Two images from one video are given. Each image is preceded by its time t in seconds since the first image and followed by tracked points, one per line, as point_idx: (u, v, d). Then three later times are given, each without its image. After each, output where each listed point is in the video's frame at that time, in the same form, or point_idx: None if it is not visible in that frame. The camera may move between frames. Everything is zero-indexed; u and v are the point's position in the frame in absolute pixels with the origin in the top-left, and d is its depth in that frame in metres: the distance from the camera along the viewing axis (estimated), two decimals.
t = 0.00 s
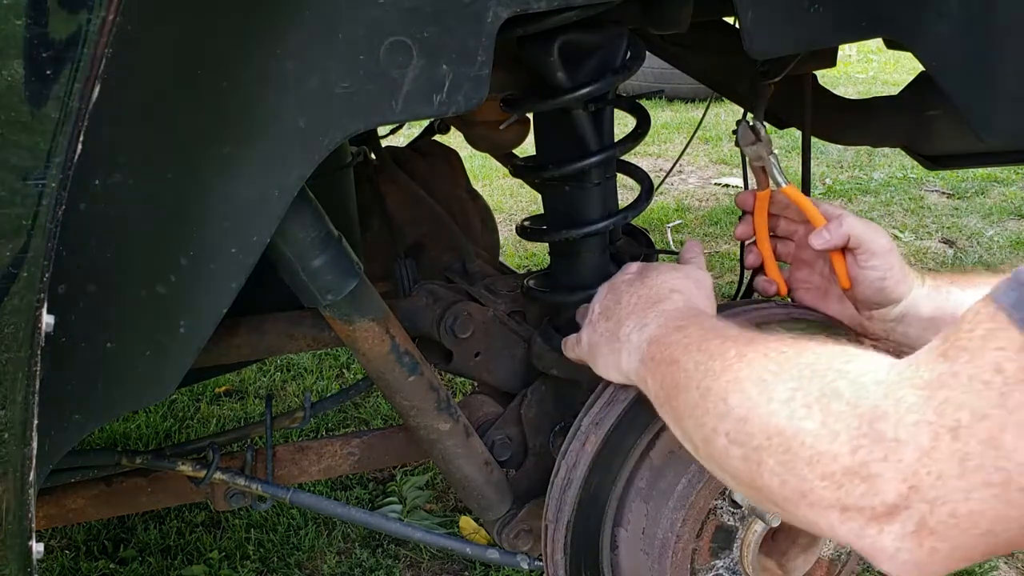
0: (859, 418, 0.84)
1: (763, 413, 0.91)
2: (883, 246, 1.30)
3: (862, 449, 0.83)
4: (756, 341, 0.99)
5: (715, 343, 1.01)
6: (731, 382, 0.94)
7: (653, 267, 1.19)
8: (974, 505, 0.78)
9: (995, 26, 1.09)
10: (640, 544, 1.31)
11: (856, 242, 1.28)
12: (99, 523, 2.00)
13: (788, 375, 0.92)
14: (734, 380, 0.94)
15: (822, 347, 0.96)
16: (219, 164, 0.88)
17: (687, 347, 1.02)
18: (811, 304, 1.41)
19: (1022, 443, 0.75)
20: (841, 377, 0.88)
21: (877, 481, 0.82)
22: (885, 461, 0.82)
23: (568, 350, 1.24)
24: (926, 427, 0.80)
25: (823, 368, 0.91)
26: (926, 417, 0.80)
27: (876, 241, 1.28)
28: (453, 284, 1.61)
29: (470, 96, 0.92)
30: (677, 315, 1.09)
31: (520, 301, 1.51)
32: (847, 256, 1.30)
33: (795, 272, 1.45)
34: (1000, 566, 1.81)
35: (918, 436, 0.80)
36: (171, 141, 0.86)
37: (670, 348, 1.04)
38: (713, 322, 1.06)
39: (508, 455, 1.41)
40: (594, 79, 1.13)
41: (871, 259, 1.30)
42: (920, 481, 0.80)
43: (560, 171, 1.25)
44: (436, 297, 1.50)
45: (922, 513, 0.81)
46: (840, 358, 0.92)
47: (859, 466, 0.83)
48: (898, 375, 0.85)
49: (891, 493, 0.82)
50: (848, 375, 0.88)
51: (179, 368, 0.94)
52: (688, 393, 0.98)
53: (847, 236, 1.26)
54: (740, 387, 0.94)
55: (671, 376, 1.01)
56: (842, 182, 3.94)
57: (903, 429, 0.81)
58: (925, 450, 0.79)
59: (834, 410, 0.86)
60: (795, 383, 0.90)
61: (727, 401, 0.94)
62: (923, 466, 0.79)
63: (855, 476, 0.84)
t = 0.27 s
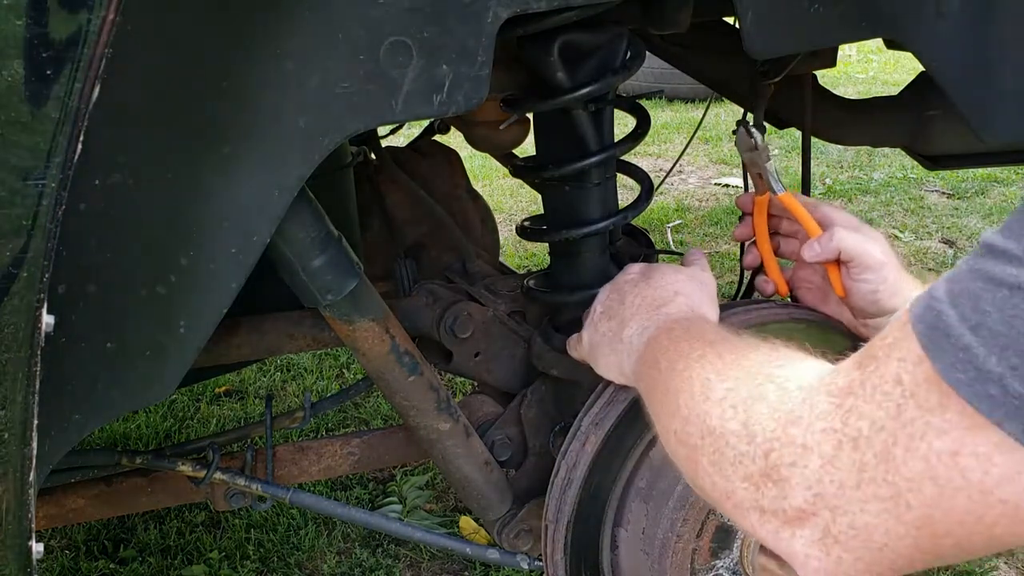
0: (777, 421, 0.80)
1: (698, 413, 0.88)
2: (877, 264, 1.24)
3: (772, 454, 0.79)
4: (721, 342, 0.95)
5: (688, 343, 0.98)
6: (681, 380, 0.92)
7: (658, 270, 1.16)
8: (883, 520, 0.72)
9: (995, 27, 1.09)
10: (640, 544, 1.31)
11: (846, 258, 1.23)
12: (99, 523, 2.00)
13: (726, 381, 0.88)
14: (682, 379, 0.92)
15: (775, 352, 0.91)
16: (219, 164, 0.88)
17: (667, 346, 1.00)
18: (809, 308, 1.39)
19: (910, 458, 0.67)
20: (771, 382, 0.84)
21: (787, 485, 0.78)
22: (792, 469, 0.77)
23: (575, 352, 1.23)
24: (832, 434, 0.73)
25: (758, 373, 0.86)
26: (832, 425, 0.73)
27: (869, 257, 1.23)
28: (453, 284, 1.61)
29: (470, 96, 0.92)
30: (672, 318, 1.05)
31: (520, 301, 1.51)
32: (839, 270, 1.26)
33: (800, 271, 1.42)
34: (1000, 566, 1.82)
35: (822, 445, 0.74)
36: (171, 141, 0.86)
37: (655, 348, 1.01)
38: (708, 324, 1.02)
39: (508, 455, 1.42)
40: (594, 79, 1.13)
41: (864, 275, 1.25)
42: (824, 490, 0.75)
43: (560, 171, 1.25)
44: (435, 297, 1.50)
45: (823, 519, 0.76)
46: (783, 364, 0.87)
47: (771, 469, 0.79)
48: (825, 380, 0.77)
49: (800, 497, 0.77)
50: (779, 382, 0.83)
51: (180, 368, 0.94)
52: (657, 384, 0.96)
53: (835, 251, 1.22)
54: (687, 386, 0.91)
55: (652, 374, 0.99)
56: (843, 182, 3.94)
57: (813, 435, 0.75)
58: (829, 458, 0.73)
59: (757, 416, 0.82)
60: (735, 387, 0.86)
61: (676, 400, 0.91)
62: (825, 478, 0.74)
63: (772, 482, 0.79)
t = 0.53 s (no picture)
0: (787, 445, 0.80)
1: (707, 430, 0.89)
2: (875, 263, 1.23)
3: (782, 480, 0.80)
4: (730, 356, 0.96)
5: (694, 354, 0.98)
6: (689, 397, 0.93)
7: (659, 269, 1.15)
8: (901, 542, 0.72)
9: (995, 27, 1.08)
10: (640, 544, 1.31)
11: (844, 260, 1.22)
12: (99, 524, 2.00)
13: (735, 399, 0.89)
14: (689, 395, 0.93)
15: (783, 374, 0.92)
16: (219, 164, 0.88)
17: (673, 355, 1.00)
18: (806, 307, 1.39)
19: (928, 500, 0.69)
20: (781, 404, 0.85)
21: (799, 511, 0.79)
22: (804, 495, 0.78)
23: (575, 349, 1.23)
24: (846, 464, 0.74)
25: (766, 394, 0.88)
26: (846, 456, 0.74)
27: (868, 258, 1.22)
28: (453, 284, 1.60)
29: (470, 96, 0.92)
30: (674, 324, 1.05)
31: (520, 301, 1.50)
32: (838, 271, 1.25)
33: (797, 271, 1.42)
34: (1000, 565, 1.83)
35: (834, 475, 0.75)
36: (171, 142, 0.86)
37: (660, 355, 1.02)
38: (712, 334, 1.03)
39: (508, 455, 1.42)
40: (594, 79, 1.13)
41: (861, 276, 1.24)
42: (838, 518, 0.76)
43: (560, 171, 1.25)
44: (435, 297, 1.50)
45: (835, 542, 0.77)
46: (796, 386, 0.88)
47: (780, 493, 0.80)
48: (837, 407, 0.78)
49: (812, 523, 0.78)
50: (793, 403, 0.84)
51: (179, 368, 0.94)
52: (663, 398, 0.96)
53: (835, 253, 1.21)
54: (696, 403, 0.92)
55: (653, 381, 0.99)
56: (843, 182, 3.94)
57: (826, 461, 0.76)
58: (842, 488, 0.75)
59: (767, 437, 0.83)
60: (743, 404, 0.88)
61: (684, 415, 0.92)
62: (839, 509, 0.75)
63: (783, 507, 0.80)
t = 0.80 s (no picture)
0: (769, 419, 0.83)
1: (695, 395, 0.91)
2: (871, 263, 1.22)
3: (767, 453, 0.83)
4: (727, 317, 0.95)
5: (693, 312, 0.97)
6: (683, 359, 0.93)
7: (668, 206, 1.11)
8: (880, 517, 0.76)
9: (995, 27, 1.08)
10: (640, 543, 1.31)
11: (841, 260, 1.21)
12: (99, 523, 2.00)
13: (723, 367, 0.89)
14: (684, 358, 0.93)
15: (778, 338, 0.91)
16: (219, 163, 0.87)
17: (677, 309, 0.99)
18: (806, 308, 1.38)
19: (904, 485, 0.73)
20: (764, 376, 0.86)
21: (780, 483, 0.83)
22: (785, 469, 0.82)
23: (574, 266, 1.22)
24: (821, 445, 0.78)
25: (754, 363, 0.88)
26: (820, 438, 0.78)
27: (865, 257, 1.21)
28: (453, 284, 1.60)
29: (470, 96, 0.92)
30: (683, 278, 1.03)
31: (520, 301, 1.50)
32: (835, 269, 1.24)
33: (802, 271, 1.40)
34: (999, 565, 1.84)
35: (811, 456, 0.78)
36: (171, 141, 0.86)
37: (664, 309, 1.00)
38: (716, 290, 1.01)
39: (508, 455, 1.42)
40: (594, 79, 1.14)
41: (858, 275, 1.23)
42: (817, 494, 0.80)
43: (560, 171, 1.24)
44: (435, 297, 1.50)
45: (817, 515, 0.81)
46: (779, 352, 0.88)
47: (763, 464, 0.84)
48: (815, 385, 0.81)
49: (793, 494, 0.83)
50: (774, 376, 0.85)
51: (179, 368, 0.94)
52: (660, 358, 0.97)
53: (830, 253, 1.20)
54: (688, 367, 0.93)
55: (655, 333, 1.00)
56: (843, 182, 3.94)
57: (803, 440, 0.79)
58: (819, 467, 0.78)
59: (750, 412, 0.85)
60: (729, 372, 0.89)
61: (677, 376, 0.94)
62: (816, 485, 0.80)
63: (767, 477, 0.84)
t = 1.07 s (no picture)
0: (774, 362, 0.85)
1: (707, 343, 0.93)
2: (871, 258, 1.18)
3: (771, 396, 0.85)
4: (738, 274, 0.97)
5: (707, 270, 0.99)
6: (698, 311, 0.95)
7: (682, 180, 1.13)
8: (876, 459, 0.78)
9: (994, 27, 1.09)
10: (640, 543, 1.31)
11: (842, 254, 1.19)
12: (99, 523, 2.00)
13: (734, 318, 0.91)
14: (698, 310, 0.95)
15: (784, 290, 0.93)
16: (219, 163, 0.87)
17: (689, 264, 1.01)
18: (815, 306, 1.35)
19: (892, 425, 0.74)
20: (771, 323, 0.88)
21: (782, 421, 0.85)
22: (789, 411, 0.84)
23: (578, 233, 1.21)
24: (820, 389, 0.79)
25: (764, 313, 0.90)
26: (820, 380, 0.79)
27: (866, 252, 1.17)
28: (454, 283, 1.60)
29: (470, 96, 0.92)
30: (698, 240, 1.05)
31: (520, 301, 1.50)
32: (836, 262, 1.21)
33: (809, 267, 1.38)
34: (999, 565, 1.85)
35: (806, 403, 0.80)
36: (171, 141, 0.86)
37: (678, 266, 1.02)
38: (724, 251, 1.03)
39: (508, 455, 1.42)
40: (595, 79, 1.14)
41: (860, 271, 1.19)
42: (817, 431, 0.81)
43: (561, 171, 1.25)
44: (435, 297, 1.50)
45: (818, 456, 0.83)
46: (783, 303, 0.90)
47: (769, 406, 0.86)
48: (815, 332, 0.82)
49: (795, 433, 0.84)
50: (781, 323, 0.87)
51: (179, 368, 0.94)
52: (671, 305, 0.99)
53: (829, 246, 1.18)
54: (702, 318, 0.94)
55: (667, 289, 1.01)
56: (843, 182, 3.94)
57: (804, 383, 0.81)
58: (818, 409, 0.80)
59: (757, 356, 0.87)
60: (738, 323, 0.90)
61: (691, 326, 0.95)
62: (816, 426, 0.81)
63: (772, 418, 0.86)
